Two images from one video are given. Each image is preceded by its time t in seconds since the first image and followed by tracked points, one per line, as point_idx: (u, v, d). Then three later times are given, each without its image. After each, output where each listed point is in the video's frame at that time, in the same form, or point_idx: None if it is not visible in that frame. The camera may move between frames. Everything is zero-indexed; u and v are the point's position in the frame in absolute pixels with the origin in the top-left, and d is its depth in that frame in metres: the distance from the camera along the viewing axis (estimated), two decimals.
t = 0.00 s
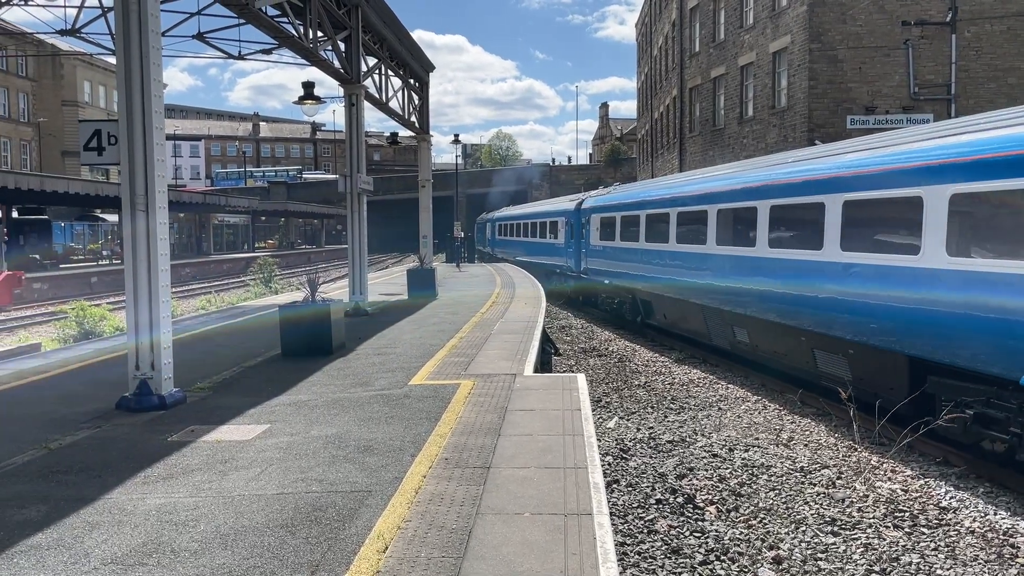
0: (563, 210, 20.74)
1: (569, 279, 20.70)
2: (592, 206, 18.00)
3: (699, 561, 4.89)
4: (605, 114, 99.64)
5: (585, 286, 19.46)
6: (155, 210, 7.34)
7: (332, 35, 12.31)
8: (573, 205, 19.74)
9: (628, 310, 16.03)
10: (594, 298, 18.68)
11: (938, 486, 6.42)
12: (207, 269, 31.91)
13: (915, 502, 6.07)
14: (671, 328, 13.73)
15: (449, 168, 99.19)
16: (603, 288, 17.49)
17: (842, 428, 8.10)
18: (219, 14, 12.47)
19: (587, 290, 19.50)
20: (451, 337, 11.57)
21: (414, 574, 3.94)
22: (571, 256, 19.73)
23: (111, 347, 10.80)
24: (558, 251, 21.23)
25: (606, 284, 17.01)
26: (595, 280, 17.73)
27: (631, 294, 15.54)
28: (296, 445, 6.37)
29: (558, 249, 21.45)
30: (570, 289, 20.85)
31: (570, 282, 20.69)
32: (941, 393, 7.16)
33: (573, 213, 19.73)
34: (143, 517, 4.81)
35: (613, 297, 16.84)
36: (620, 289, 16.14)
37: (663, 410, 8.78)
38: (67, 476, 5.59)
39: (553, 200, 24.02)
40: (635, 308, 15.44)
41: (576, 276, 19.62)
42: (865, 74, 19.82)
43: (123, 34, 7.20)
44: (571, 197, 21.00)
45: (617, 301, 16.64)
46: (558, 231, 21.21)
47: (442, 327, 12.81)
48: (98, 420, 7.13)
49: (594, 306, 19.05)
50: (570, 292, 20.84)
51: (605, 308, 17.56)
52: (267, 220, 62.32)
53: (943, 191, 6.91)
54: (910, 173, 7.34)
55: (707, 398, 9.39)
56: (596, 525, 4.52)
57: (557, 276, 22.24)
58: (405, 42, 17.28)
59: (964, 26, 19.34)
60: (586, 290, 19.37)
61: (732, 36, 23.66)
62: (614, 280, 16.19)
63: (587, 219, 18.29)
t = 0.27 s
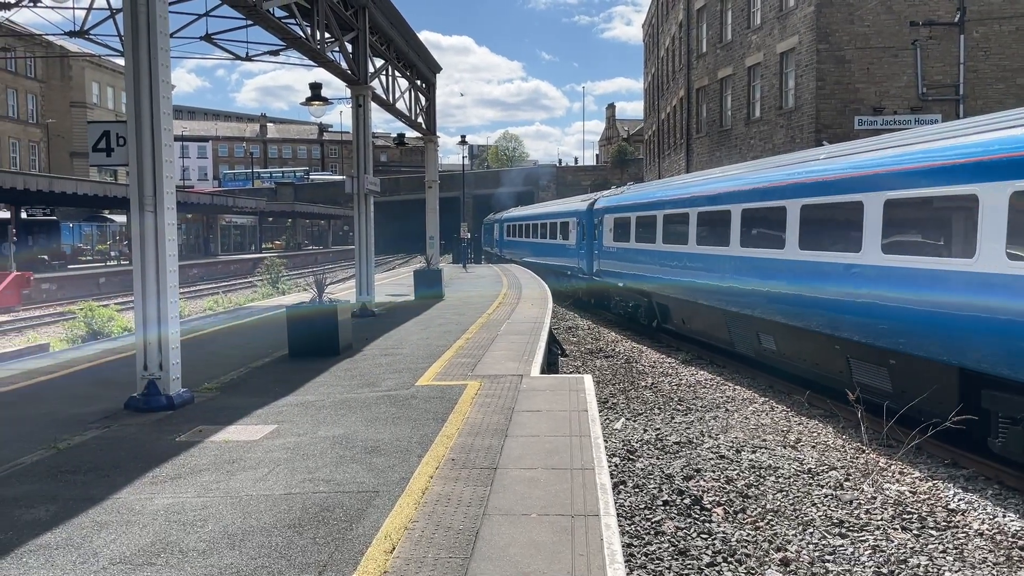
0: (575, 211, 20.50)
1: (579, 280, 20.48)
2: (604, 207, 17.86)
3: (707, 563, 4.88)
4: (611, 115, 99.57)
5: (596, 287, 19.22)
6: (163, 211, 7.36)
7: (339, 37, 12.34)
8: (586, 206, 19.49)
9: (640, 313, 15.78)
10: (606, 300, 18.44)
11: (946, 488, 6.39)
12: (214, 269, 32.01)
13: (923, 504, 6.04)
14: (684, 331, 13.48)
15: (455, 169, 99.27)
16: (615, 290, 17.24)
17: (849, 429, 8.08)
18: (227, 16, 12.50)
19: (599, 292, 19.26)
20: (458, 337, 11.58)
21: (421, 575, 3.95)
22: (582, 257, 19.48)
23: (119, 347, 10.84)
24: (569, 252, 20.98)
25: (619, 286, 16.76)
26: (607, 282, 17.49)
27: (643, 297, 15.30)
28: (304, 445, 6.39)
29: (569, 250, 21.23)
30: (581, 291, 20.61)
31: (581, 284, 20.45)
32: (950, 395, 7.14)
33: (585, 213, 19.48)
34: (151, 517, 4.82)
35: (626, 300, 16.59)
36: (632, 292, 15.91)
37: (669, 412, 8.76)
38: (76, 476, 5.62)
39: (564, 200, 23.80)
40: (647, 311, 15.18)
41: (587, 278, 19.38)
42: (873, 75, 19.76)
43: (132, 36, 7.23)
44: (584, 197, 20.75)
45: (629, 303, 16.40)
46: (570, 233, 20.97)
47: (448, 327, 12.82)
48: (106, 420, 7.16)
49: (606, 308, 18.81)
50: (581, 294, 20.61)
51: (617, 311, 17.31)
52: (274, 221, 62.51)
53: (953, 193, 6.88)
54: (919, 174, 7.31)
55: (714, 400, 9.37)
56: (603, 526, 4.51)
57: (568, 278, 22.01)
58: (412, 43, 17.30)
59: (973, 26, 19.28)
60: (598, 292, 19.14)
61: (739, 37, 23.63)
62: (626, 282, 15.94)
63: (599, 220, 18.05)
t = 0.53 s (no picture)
0: (587, 211, 20.13)
1: (591, 282, 20.12)
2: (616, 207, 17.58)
3: (714, 565, 4.87)
4: (618, 116, 99.50)
5: (608, 289, 18.87)
6: (170, 213, 7.38)
7: (346, 38, 12.36)
8: (598, 206, 19.13)
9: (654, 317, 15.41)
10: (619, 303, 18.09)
11: (955, 490, 6.36)
12: (221, 270, 32.10)
13: (931, 506, 6.02)
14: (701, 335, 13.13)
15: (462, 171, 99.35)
16: (628, 293, 16.89)
17: (857, 431, 8.05)
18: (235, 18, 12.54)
19: (611, 294, 18.90)
20: (464, 338, 11.59)
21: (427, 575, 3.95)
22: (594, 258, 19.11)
23: (127, 348, 10.88)
24: (580, 253, 20.62)
25: (632, 288, 16.41)
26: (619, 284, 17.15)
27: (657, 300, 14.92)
28: (311, 446, 6.40)
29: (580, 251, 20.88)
30: (593, 293, 20.29)
31: (593, 286, 20.08)
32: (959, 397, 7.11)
33: (598, 214, 19.10)
34: (159, 517, 4.83)
35: (639, 303, 16.24)
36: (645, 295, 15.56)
37: (676, 413, 8.75)
38: (84, 476, 5.64)
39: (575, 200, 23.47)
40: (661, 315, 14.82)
41: (599, 280, 19.01)
42: (880, 75, 19.70)
43: (140, 38, 7.25)
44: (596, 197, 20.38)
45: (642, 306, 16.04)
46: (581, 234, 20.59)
47: (454, 328, 12.84)
48: (114, 420, 7.18)
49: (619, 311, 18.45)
50: (594, 296, 20.25)
51: (629, 314, 16.95)
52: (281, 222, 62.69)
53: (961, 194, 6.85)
54: (926, 176, 7.29)
55: (721, 401, 9.35)
56: (609, 528, 4.50)
57: (579, 280, 21.66)
58: (419, 44, 17.31)
59: (981, 27, 19.21)
60: (610, 294, 18.78)
61: (746, 38, 23.60)
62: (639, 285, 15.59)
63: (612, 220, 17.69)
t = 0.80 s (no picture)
0: (599, 211, 19.62)
1: (603, 284, 19.62)
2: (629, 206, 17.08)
3: (720, 566, 4.86)
4: (623, 117, 99.44)
5: (621, 292, 18.37)
6: (177, 213, 7.41)
7: (353, 39, 12.39)
8: (609, 206, 18.62)
9: (669, 321, 14.93)
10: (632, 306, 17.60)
11: (962, 492, 6.35)
12: (228, 271, 32.18)
13: (938, 508, 6.00)
14: (719, 340, 12.65)
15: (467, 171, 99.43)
16: (641, 295, 16.41)
17: (864, 433, 8.02)
18: (242, 19, 12.59)
19: (624, 297, 18.39)
20: (470, 339, 11.60)
21: None
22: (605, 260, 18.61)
23: (135, 348, 10.93)
24: (591, 254, 20.10)
25: (646, 291, 15.92)
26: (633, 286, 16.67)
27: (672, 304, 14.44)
28: (317, 446, 6.42)
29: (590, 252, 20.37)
30: (605, 295, 19.80)
31: (605, 288, 19.56)
32: (966, 398, 7.09)
33: (609, 214, 18.59)
34: (166, 517, 4.85)
35: (653, 306, 15.74)
36: (660, 298, 15.09)
37: (682, 414, 8.74)
38: (91, 476, 5.66)
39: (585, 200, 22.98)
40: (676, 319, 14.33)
41: (610, 282, 18.49)
42: (887, 76, 19.64)
43: (147, 39, 7.27)
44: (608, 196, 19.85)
45: (656, 309, 15.55)
46: (592, 235, 20.07)
47: (460, 329, 12.84)
48: (121, 420, 7.21)
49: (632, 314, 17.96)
50: (605, 299, 19.74)
51: (643, 317, 16.46)
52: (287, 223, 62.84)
53: (970, 195, 6.81)
54: (934, 177, 7.26)
55: (727, 403, 9.33)
56: (615, 528, 4.50)
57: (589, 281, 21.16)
58: (425, 45, 17.33)
59: (989, 27, 19.15)
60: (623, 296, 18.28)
61: (753, 39, 23.56)
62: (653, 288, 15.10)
63: (624, 221, 17.21)
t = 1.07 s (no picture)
0: (609, 211, 18.97)
1: (614, 286, 18.98)
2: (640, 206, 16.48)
3: (726, 567, 4.86)
4: (629, 118, 99.45)
5: (632, 294, 17.74)
6: (184, 213, 7.42)
7: (359, 40, 12.39)
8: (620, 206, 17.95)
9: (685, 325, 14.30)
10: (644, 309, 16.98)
11: (970, 494, 6.32)
12: (235, 272, 32.26)
13: (946, 510, 5.98)
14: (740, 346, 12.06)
15: (473, 172, 99.52)
16: (653, 298, 15.80)
17: (870, 434, 8.01)
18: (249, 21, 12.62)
19: (636, 299, 17.74)
20: (476, 339, 11.62)
21: None
22: (616, 262, 17.97)
23: (142, 349, 10.96)
24: (602, 255, 19.45)
25: (660, 293, 15.30)
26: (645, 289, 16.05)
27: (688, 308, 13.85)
28: (324, 447, 6.42)
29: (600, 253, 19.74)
30: (615, 297, 19.17)
31: (616, 291, 18.90)
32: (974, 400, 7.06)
33: (620, 214, 17.93)
34: (173, 517, 4.86)
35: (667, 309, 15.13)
36: (675, 301, 14.49)
37: (688, 415, 8.72)
38: (99, 476, 5.68)
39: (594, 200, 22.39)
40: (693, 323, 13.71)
41: (621, 284, 17.83)
42: (894, 76, 19.58)
43: (154, 40, 7.28)
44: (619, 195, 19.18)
45: (670, 313, 14.95)
46: (603, 236, 19.41)
47: (466, 329, 12.87)
48: (128, 420, 7.24)
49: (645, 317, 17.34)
50: (616, 301, 19.10)
51: (656, 320, 15.84)
52: (294, 224, 62.98)
53: (979, 196, 6.78)
54: (941, 178, 7.25)
55: (734, 404, 9.31)
56: (622, 529, 4.49)
57: (599, 283, 20.53)
58: (431, 46, 17.34)
59: (996, 28, 19.09)
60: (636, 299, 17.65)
61: (759, 39, 23.52)
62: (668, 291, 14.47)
63: (636, 221, 16.59)
